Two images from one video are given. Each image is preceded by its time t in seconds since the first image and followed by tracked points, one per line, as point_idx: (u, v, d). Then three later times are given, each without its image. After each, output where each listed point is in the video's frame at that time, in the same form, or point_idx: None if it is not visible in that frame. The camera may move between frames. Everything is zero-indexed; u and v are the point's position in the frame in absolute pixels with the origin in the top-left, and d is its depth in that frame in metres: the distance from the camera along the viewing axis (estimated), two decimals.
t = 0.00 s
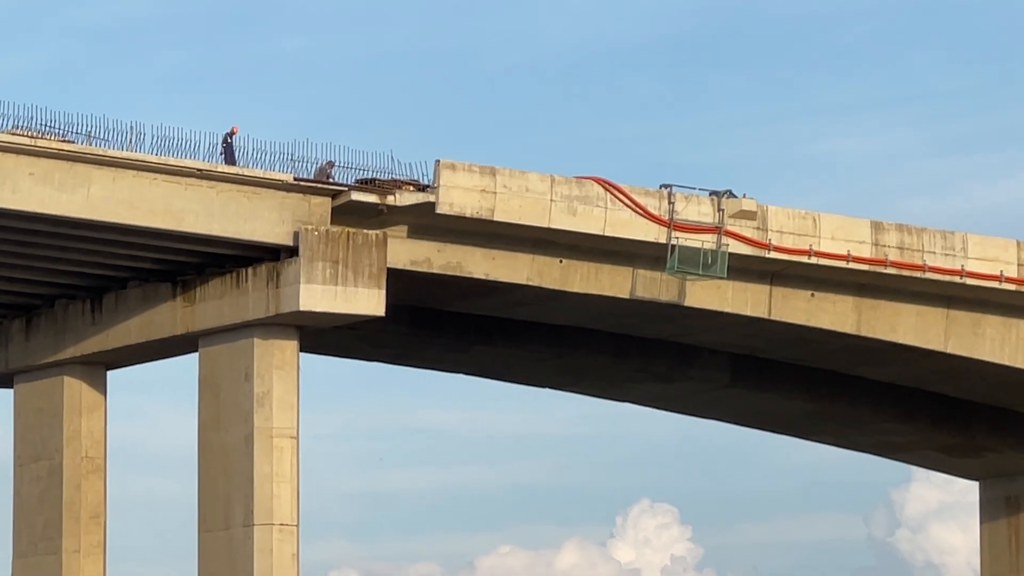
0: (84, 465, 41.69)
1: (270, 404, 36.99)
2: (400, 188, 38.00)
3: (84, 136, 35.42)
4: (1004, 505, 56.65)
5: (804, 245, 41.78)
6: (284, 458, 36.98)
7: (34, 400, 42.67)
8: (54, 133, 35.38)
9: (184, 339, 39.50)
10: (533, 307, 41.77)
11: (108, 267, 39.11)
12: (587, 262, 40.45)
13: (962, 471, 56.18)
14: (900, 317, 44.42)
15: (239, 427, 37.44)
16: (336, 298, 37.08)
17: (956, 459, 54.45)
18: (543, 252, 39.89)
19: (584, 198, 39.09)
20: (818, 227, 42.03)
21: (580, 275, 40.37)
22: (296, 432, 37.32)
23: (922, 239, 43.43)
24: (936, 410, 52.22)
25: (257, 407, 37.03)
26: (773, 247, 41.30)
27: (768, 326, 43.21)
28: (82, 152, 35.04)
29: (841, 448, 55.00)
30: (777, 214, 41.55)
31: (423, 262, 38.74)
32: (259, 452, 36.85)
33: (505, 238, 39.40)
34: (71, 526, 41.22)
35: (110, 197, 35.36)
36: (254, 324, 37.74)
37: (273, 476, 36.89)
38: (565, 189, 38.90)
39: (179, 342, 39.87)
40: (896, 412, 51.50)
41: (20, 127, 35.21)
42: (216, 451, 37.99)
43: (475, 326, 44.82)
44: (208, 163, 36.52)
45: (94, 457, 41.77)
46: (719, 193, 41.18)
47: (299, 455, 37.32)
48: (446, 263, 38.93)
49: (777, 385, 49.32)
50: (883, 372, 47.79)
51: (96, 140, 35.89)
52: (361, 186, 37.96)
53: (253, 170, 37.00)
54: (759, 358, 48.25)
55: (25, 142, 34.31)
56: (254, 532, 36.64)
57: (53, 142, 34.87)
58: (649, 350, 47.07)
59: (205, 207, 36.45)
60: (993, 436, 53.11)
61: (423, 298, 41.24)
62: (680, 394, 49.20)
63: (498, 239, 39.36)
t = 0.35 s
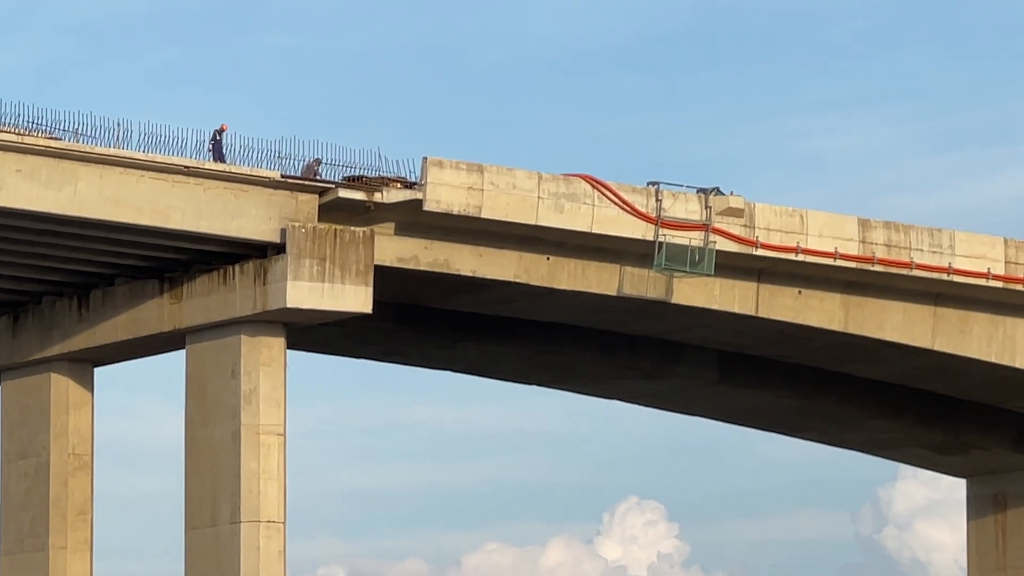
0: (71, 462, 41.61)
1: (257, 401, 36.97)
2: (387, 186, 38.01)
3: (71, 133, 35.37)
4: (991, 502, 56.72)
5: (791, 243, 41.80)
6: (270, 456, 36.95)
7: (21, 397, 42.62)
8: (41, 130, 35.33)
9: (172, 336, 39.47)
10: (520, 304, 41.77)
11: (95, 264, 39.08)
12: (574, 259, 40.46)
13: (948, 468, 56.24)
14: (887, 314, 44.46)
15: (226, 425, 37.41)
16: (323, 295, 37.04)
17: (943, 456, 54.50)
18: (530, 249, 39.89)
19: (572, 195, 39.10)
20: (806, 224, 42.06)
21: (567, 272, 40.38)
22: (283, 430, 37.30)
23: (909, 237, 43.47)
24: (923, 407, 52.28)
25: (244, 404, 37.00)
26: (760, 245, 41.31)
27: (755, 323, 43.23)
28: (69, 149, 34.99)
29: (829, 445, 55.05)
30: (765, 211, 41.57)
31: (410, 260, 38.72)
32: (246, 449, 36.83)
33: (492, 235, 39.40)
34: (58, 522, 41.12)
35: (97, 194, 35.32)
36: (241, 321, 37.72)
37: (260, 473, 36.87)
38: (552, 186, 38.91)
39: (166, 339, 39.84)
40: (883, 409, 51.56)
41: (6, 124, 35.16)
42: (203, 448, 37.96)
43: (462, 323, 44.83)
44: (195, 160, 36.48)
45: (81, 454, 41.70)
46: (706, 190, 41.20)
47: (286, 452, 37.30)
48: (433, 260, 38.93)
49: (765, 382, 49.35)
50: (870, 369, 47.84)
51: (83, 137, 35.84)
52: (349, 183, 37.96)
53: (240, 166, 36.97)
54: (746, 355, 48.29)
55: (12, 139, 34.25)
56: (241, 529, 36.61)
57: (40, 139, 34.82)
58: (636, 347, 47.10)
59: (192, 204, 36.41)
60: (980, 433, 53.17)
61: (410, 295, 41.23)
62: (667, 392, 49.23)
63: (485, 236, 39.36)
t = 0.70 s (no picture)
0: (58, 458, 41.56)
1: (243, 397, 36.94)
2: (374, 180, 37.97)
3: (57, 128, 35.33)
4: (977, 497, 56.81)
5: (778, 238, 41.82)
6: (256, 451, 36.92)
7: (7, 392, 42.56)
8: (27, 126, 35.28)
9: (158, 331, 39.44)
10: (506, 299, 41.78)
11: (82, 259, 39.04)
12: (560, 254, 40.48)
13: (935, 464, 56.32)
14: (874, 310, 44.50)
15: (212, 420, 37.38)
16: (309, 290, 37.01)
17: (929, 451, 54.59)
18: (517, 244, 39.91)
19: (558, 190, 39.12)
20: (792, 219, 42.10)
21: (553, 268, 40.39)
22: (269, 425, 37.27)
23: (895, 232, 43.52)
24: (909, 403, 52.35)
25: (230, 399, 36.98)
26: (747, 240, 41.34)
27: (741, 319, 43.26)
28: (55, 144, 34.94)
29: (815, 441, 55.11)
30: (751, 206, 41.61)
31: (397, 255, 38.69)
32: (232, 445, 36.80)
33: (479, 230, 39.40)
34: (44, 518, 41.06)
35: (83, 189, 35.28)
36: (227, 317, 37.69)
37: (246, 468, 36.84)
38: (538, 181, 38.94)
39: (152, 334, 39.81)
40: (869, 405, 51.64)
41: None
42: (189, 444, 37.93)
43: (448, 318, 44.83)
44: (181, 155, 36.44)
45: (67, 449, 41.65)
46: (692, 185, 41.23)
47: (272, 448, 37.27)
48: (420, 255, 38.92)
49: (751, 377, 49.41)
50: (857, 365, 47.89)
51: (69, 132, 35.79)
52: (335, 178, 37.92)
53: (226, 162, 36.94)
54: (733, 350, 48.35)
55: None
56: (227, 525, 36.59)
57: (27, 134, 34.78)
58: (622, 342, 47.13)
59: (178, 200, 36.38)
60: (966, 429, 53.25)
61: (397, 290, 41.23)
62: (654, 387, 49.26)
63: (471, 231, 39.36)
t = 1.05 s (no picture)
0: (44, 453, 41.50)
1: (229, 392, 36.93)
2: (360, 176, 37.86)
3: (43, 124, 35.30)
4: (963, 492, 56.92)
5: (764, 234, 41.87)
6: (243, 447, 36.90)
7: None
8: (13, 121, 35.25)
9: (144, 327, 39.43)
10: (493, 295, 41.80)
11: (68, 255, 39.03)
12: (547, 250, 40.50)
13: (921, 458, 56.44)
14: (860, 305, 44.57)
15: (199, 416, 37.37)
16: (295, 286, 36.98)
17: (916, 447, 54.68)
18: (503, 240, 39.94)
19: (544, 186, 39.16)
20: (779, 215, 42.13)
21: (539, 264, 40.41)
22: (256, 421, 37.26)
23: (881, 228, 43.58)
24: (895, 398, 52.45)
25: (217, 395, 36.96)
26: (733, 236, 41.36)
27: (728, 315, 43.30)
28: (42, 140, 34.92)
29: (802, 436, 55.20)
30: (737, 202, 41.63)
31: (383, 251, 38.73)
32: (218, 440, 36.78)
33: (465, 226, 39.41)
34: (30, 514, 41.00)
35: (69, 185, 35.27)
36: (214, 313, 37.69)
37: (233, 464, 36.82)
38: (525, 177, 38.95)
39: (139, 330, 39.79)
40: (855, 400, 51.74)
41: None
42: (176, 440, 37.93)
43: (435, 314, 44.85)
44: (168, 151, 36.43)
45: (53, 445, 41.60)
46: (679, 181, 41.26)
47: (258, 443, 37.25)
48: (406, 251, 38.91)
49: (737, 373, 49.47)
50: (843, 360, 47.97)
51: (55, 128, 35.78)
52: (322, 174, 37.84)
53: (212, 158, 36.93)
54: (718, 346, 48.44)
55: None
56: (214, 520, 36.56)
57: (13, 130, 34.75)
58: (608, 338, 47.19)
59: (164, 195, 36.37)
60: (952, 424, 53.35)
61: (383, 286, 41.25)
62: (640, 383, 49.31)
63: (458, 227, 39.38)
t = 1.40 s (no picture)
0: (31, 449, 41.42)
1: (217, 387, 36.90)
2: (347, 171, 37.96)
3: (31, 118, 35.24)
4: (951, 487, 57.02)
5: (751, 229, 41.88)
6: (230, 442, 36.87)
7: None
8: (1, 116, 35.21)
9: (131, 322, 39.40)
10: (480, 290, 41.79)
11: (55, 250, 38.98)
12: (534, 245, 40.52)
13: (908, 453, 56.52)
14: (847, 300, 44.63)
15: (186, 411, 37.34)
16: (283, 281, 36.96)
17: (903, 441, 54.75)
18: (490, 235, 39.94)
19: (532, 180, 39.14)
20: (766, 210, 42.15)
21: (527, 258, 40.43)
22: (243, 416, 37.23)
23: (868, 222, 43.62)
24: (883, 393, 52.51)
25: (204, 390, 36.93)
26: (720, 230, 41.39)
27: (715, 309, 43.33)
28: (29, 135, 34.88)
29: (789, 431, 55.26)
30: (724, 197, 41.65)
31: (370, 245, 38.71)
32: (206, 435, 36.74)
33: (452, 220, 39.40)
34: (18, 509, 40.92)
35: (56, 180, 35.23)
36: (201, 308, 37.66)
37: (220, 459, 36.79)
38: (512, 172, 38.95)
39: (126, 325, 39.76)
40: (843, 394, 51.80)
41: None
42: (163, 435, 37.90)
43: (422, 309, 44.84)
44: (155, 146, 36.39)
45: (41, 440, 41.51)
46: (666, 175, 41.26)
47: (246, 438, 37.22)
48: (394, 246, 38.94)
49: (724, 367, 49.50)
50: (831, 355, 48.01)
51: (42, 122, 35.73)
52: (309, 169, 37.89)
53: (200, 152, 36.89)
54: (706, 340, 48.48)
55: None
56: (201, 515, 36.53)
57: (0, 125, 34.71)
58: (596, 333, 47.21)
59: (152, 190, 36.34)
60: (940, 419, 53.42)
61: (370, 281, 41.24)
62: (628, 378, 49.35)
63: (445, 222, 39.38)
